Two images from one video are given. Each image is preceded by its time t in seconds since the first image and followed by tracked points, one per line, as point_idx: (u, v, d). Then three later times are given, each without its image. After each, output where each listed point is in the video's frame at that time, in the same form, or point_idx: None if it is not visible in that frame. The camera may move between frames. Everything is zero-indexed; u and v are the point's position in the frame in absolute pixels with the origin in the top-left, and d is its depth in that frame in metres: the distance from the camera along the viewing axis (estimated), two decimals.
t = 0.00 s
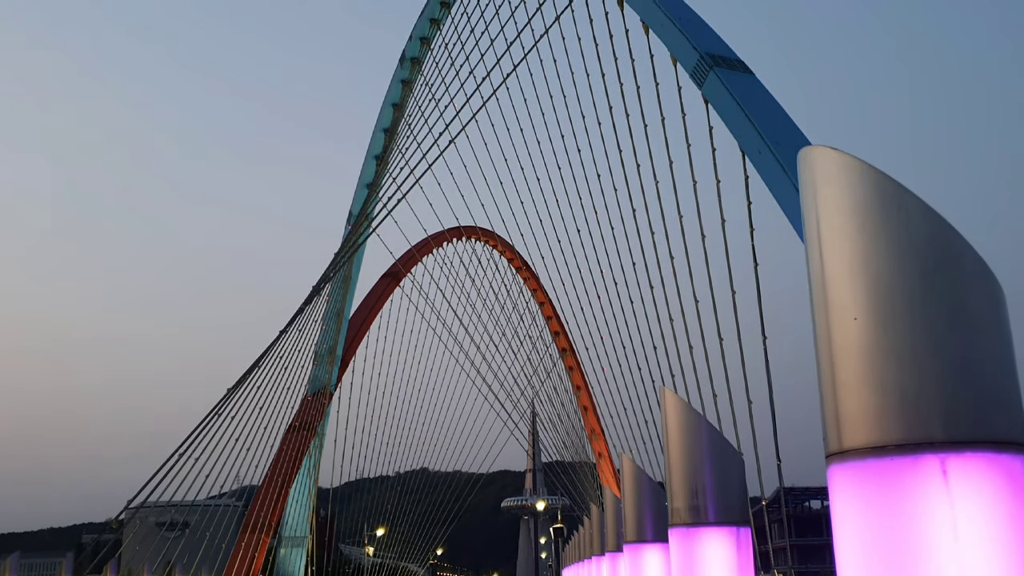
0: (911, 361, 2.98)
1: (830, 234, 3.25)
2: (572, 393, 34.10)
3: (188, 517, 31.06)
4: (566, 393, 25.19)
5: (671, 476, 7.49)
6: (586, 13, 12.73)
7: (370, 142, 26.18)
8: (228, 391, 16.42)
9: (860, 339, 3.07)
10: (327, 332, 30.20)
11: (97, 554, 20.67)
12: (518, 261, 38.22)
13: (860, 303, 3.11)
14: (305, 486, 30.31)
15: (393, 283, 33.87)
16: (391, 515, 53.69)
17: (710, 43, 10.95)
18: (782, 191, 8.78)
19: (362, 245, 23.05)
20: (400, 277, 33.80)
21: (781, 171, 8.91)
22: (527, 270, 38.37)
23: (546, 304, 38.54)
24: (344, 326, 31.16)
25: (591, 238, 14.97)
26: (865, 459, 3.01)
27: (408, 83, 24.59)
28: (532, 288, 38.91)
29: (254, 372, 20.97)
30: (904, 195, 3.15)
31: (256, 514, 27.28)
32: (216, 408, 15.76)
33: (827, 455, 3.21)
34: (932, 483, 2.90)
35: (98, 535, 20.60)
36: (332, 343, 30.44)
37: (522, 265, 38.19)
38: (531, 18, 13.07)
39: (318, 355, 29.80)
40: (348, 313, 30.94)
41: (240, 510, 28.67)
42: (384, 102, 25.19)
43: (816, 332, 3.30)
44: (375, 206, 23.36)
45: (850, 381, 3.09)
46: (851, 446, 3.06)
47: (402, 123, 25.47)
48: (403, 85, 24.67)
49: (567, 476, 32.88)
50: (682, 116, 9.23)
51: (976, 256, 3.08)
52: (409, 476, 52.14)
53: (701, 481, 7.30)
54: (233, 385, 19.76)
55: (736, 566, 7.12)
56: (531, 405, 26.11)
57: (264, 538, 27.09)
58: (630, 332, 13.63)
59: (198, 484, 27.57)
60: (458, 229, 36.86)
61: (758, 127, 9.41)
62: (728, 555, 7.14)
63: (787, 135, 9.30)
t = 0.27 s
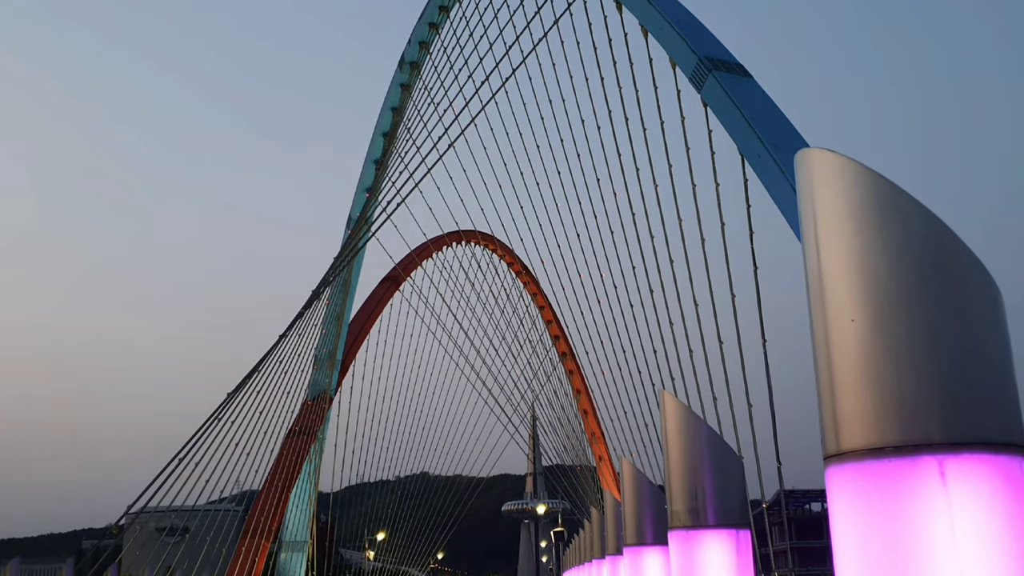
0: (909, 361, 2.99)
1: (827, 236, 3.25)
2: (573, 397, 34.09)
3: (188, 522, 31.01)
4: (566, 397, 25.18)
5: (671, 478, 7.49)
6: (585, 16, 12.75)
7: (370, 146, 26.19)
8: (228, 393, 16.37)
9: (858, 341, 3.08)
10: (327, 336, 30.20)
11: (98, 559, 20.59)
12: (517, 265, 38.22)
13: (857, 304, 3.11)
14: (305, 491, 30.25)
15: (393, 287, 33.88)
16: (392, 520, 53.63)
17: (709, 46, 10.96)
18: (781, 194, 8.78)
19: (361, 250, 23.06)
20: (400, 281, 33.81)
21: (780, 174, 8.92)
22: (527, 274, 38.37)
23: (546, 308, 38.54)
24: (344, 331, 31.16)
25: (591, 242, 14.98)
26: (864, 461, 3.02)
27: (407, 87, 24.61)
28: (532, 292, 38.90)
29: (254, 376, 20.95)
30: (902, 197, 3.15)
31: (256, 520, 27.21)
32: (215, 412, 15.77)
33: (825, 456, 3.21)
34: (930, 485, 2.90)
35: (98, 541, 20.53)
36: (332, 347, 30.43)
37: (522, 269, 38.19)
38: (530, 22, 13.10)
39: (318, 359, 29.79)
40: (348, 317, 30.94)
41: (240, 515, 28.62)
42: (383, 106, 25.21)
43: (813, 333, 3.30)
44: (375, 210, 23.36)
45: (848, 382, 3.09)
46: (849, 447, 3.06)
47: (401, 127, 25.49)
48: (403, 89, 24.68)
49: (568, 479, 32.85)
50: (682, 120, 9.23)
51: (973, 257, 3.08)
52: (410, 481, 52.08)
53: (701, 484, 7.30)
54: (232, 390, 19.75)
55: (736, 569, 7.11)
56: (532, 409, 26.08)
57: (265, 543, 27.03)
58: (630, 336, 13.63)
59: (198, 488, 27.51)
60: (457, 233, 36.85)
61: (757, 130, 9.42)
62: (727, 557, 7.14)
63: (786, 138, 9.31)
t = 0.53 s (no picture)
0: (908, 360, 2.99)
1: (825, 234, 3.26)
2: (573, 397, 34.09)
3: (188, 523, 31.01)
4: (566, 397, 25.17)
5: (671, 478, 7.49)
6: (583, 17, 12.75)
7: (369, 148, 26.19)
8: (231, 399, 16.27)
9: (856, 340, 3.08)
10: (326, 337, 30.20)
11: (98, 561, 20.54)
12: (517, 266, 38.22)
13: (854, 303, 3.12)
14: (305, 492, 30.23)
15: (393, 288, 33.87)
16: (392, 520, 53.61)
17: (708, 46, 10.96)
18: (780, 193, 8.78)
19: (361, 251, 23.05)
20: (399, 282, 33.81)
21: (778, 173, 8.91)
22: (527, 274, 38.37)
23: (545, 308, 38.53)
24: (344, 332, 31.17)
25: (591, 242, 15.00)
26: (862, 460, 3.02)
27: (406, 88, 24.61)
28: (531, 292, 38.89)
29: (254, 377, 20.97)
30: (899, 196, 3.16)
31: (256, 521, 27.18)
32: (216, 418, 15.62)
33: (824, 456, 3.21)
34: (929, 485, 2.90)
35: (99, 542, 20.49)
36: (331, 348, 30.44)
37: (522, 269, 38.18)
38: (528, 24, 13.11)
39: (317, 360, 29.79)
40: (347, 318, 30.95)
41: (240, 517, 28.61)
42: (382, 107, 25.21)
43: (812, 333, 3.31)
44: (374, 211, 23.36)
45: (847, 382, 3.09)
46: (848, 446, 3.06)
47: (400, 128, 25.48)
48: (402, 90, 24.67)
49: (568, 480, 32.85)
50: (681, 120, 9.21)
51: (971, 256, 3.08)
52: (410, 481, 52.07)
53: (700, 484, 7.30)
54: (232, 391, 19.77)
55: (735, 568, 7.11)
56: (531, 409, 26.10)
57: (265, 545, 27.01)
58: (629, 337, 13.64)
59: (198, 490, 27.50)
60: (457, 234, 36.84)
61: (755, 129, 9.42)
62: (727, 557, 7.14)
63: (784, 138, 9.31)
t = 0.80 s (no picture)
0: (904, 359, 3.00)
1: (824, 235, 3.26)
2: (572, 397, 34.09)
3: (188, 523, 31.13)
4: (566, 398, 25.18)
5: (670, 477, 7.49)
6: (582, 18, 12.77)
7: (368, 149, 26.19)
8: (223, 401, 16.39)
9: (855, 339, 3.08)
10: (326, 338, 30.19)
11: (98, 562, 20.49)
12: (517, 266, 38.22)
13: (853, 302, 3.12)
14: (306, 492, 30.23)
15: (392, 289, 33.88)
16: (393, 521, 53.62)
17: (707, 46, 10.96)
18: (779, 192, 8.76)
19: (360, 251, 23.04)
20: (399, 283, 33.81)
21: (777, 173, 8.91)
22: (527, 275, 38.37)
23: (545, 309, 38.52)
24: (343, 333, 31.17)
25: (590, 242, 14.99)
26: (862, 460, 3.02)
27: (405, 89, 24.61)
28: (531, 292, 38.88)
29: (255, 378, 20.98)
30: (901, 194, 3.16)
31: (257, 522, 27.17)
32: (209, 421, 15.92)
33: (825, 455, 3.21)
34: (928, 484, 2.91)
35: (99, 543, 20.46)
36: (331, 349, 30.45)
37: (521, 270, 38.17)
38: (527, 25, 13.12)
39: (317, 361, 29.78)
40: (347, 319, 30.95)
41: (240, 518, 28.60)
42: (380, 109, 25.20)
43: (811, 332, 3.31)
44: (373, 212, 23.37)
45: (846, 381, 3.10)
46: (848, 446, 3.06)
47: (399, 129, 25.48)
48: (401, 91, 24.66)
49: (568, 480, 32.87)
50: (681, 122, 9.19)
51: (970, 254, 3.09)
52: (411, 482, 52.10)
53: (700, 484, 7.30)
54: (232, 393, 19.78)
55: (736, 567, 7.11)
56: (532, 410, 26.14)
57: (265, 545, 27.00)
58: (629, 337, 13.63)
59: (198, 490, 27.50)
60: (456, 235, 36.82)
61: (755, 129, 9.41)
62: (728, 556, 7.13)
63: (783, 138, 9.30)
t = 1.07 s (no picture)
0: (906, 354, 2.99)
1: (825, 231, 3.25)
2: (572, 397, 34.09)
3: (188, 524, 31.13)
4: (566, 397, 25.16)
5: (671, 476, 7.49)
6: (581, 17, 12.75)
7: (367, 149, 26.18)
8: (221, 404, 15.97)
9: (855, 334, 3.08)
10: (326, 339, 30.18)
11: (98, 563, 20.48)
12: (516, 267, 38.20)
13: (854, 297, 3.12)
14: (306, 493, 30.21)
15: (392, 289, 33.86)
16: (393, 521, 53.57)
17: (706, 45, 10.96)
18: (779, 191, 8.74)
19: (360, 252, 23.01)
20: (399, 284, 33.79)
21: (777, 172, 8.89)
22: (526, 275, 38.35)
23: (545, 309, 38.50)
24: (343, 334, 31.16)
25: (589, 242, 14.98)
26: (862, 455, 3.02)
27: (404, 88, 24.60)
28: (531, 293, 38.86)
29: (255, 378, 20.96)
30: (900, 188, 3.16)
31: (257, 523, 27.16)
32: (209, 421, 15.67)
33: (825, 450, 3.21)
34: (930, 479, 2.90)
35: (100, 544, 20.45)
36: (331, 350, 30.43)
37: (521, 270, 38.16)
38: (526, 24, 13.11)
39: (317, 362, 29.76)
40: (347, 320, 30.94)
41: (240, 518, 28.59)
42: (379, 108, 25.19)
43: (811, 328, 3.31)
44: (373, 213, 23.35)
45: (846, 376, 3.09)
46: (848, 440, 3.06)
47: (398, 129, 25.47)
48: (400, 91, 24.64)
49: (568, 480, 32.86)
50: (680, 121, 9.18)
51: (971, 249, 3.08)
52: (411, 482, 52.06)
53: (700, 482, 7.30)
54: (232, 393, 19.78)
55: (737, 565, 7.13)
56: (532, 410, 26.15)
57: (266, 546, 26.98)
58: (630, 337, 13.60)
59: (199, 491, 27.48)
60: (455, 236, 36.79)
61: (754, 128, 9.40)
62: (730, 553, 7.14)
63: (783, 136, 9.29)
